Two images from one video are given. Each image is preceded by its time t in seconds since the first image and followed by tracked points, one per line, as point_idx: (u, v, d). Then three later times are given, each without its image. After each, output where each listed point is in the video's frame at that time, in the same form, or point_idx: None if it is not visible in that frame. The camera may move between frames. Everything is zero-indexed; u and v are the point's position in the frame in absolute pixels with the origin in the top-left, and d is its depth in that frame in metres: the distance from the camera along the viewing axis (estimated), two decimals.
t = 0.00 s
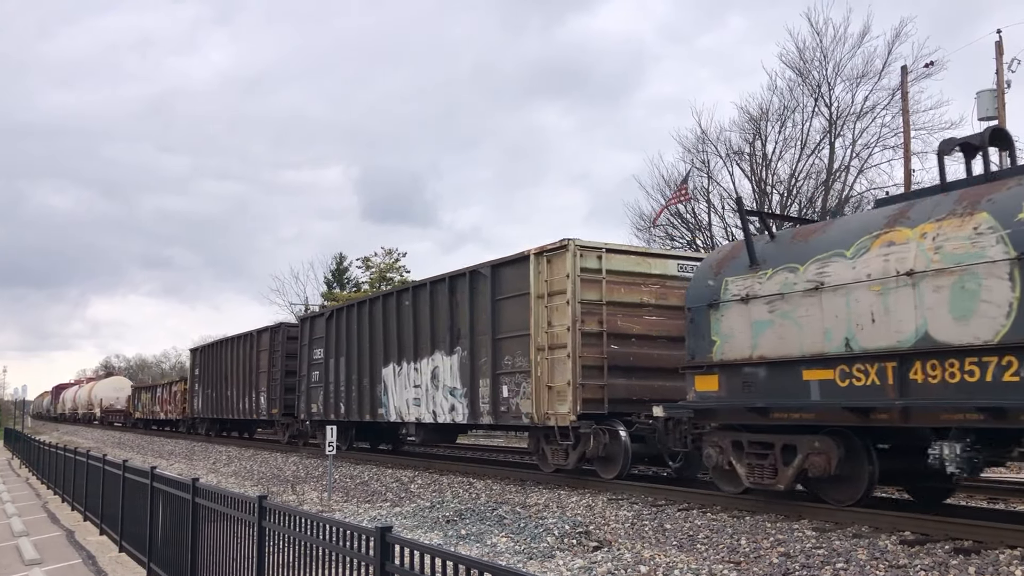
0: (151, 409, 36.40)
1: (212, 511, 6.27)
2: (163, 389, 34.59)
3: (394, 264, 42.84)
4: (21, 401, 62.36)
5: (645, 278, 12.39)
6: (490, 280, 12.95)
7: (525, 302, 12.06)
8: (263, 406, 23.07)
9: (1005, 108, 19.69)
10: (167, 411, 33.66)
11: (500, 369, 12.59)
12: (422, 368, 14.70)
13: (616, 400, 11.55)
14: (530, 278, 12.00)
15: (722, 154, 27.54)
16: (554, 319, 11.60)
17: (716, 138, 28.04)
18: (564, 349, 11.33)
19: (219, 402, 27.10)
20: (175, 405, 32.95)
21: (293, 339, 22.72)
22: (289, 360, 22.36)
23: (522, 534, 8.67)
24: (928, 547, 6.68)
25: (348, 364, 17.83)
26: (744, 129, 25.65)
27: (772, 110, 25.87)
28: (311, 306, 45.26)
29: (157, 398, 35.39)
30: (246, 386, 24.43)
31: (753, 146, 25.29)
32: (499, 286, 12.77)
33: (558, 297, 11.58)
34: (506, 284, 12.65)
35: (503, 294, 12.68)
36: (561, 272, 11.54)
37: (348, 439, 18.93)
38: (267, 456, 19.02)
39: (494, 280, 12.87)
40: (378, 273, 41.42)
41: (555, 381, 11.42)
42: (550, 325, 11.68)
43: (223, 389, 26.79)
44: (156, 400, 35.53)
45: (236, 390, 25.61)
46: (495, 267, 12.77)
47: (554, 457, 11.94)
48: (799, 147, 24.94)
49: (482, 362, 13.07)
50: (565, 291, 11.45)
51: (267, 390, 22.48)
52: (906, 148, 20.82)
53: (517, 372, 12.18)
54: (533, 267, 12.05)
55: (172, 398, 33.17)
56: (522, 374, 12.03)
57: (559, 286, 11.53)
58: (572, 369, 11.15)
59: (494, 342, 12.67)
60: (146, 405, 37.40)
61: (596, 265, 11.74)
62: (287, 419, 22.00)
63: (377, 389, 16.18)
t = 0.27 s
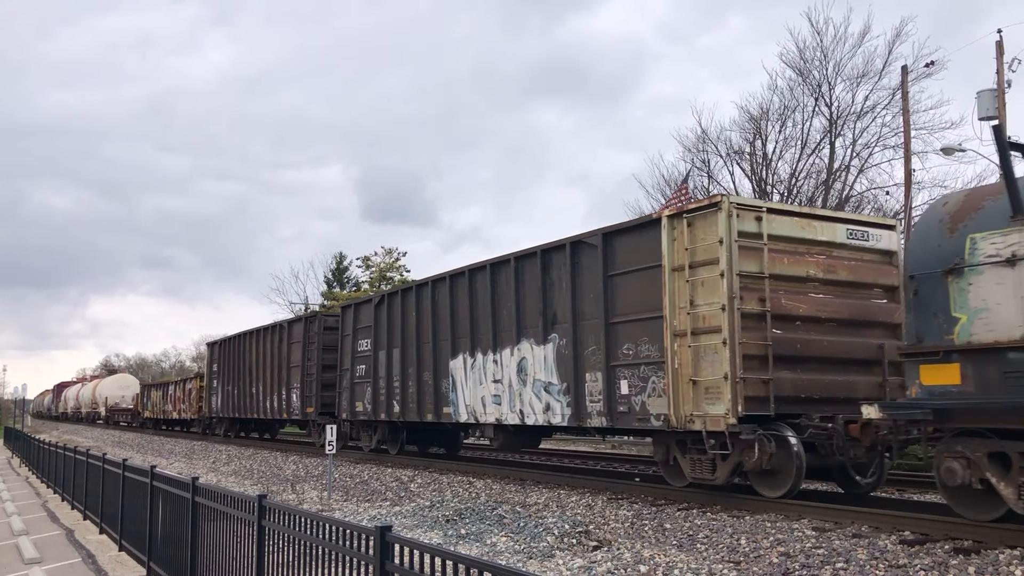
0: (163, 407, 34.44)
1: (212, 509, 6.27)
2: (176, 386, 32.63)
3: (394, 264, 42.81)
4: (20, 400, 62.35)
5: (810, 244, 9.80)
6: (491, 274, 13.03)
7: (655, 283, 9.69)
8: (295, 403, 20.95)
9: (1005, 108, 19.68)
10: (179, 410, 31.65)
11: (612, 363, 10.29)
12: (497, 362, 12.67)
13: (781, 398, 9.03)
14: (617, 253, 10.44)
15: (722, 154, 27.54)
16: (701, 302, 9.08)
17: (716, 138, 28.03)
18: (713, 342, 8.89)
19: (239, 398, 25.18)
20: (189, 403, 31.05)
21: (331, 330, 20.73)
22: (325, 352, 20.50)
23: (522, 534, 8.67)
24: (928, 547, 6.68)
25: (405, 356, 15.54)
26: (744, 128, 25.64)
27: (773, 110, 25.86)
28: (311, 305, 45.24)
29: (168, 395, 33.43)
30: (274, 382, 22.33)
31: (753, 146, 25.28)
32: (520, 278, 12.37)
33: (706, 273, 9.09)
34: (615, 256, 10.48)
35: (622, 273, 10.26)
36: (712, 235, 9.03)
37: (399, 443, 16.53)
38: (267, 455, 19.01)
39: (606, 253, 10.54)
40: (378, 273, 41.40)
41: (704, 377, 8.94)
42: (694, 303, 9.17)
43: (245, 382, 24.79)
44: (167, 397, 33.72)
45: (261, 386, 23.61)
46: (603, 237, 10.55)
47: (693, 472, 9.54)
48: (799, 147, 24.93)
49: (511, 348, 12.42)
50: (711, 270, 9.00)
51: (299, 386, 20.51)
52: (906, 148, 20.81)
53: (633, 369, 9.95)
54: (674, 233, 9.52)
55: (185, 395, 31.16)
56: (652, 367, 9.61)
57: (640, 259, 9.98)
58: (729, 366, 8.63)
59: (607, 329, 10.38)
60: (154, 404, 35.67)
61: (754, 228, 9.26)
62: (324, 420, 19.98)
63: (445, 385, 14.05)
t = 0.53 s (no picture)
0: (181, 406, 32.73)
1: (212, 508, 6.26)
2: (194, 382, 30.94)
3: (394, 262, 42.84)
4: (20, 397, 62.33)
5: None
6: (494, 275, 12.78)
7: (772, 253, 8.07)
8: (334, 401, 18.63)
9: (1005, 108, 19.69)
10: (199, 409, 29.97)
11: (694, 353, 8.90)
12: (586, 351, 10.53)
13: None
14: (644, 242, 9.77)
15: (722, 153, 27.53)
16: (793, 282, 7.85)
17: (716, 137, 28.02)
18: (849, 321, 7.27)
19: (266, 396, 23.24)
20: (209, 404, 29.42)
21: (379, 317, 18.31)
22: (373, 343, 18.02)
23: (521, 532, 8.66)
24: (927, 546, 6.67)
25: (481, 345, 13.06)
26: (744, 127, 25.62)
27: (773, 108, 25.84)
28: (311, 304, 45.20)
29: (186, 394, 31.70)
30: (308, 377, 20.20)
31: (754, 145, 25.26)
32: (522, 281, 12.11)
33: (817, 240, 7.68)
34: (650, 245, 9.72)
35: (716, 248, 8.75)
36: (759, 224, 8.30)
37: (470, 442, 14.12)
38: (266, 454, 19.00)
39: (732, 220, 8.57)
40: (378, 271, 41.43)
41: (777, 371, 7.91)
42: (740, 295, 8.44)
43: (271, 380, 22.96)
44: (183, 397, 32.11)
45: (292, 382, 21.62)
46: (638, 225, 9.76)
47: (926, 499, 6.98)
48: (799, 147, 24.92)
49: (512, 348, 12.32)
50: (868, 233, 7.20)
51: (342, 380, 18.12)
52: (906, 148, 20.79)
53: (744, 358, 8.33)
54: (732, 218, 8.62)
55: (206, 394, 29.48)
56: (741, 364, 8.31)
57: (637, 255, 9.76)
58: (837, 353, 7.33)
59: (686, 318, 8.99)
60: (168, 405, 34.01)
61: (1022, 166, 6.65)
62: (375, 417, 17.57)
63: (485, 383, 12.77)
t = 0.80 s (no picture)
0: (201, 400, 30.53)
1: (212, 505, 6.27)
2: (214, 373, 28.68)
3: (395, 260, 42.85)
4: (21, 394, 62.45)
5: None
6: (500, 273, 12.74)
7: (787, 248, 7.77)
8: (387, 397, 16.39)
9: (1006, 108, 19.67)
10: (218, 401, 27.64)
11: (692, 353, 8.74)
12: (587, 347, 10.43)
13: None
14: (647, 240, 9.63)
15: (723, 151, 27.50)
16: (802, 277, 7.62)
17: (717, 135, 28.00)
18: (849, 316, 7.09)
19: (300, 390, 20.83)
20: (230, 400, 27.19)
21: (440, 302, 15.89)
22: (434, 330, 15.63)
23: (520, 531, 8.66)
24: (926, 545, 6.67)
25: (587, 332, 10.58)
26: (745, 126, 25.59)
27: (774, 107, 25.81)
28: (311, 301, 45.18)
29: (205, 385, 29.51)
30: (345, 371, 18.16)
31: (754, 144, 25.24)
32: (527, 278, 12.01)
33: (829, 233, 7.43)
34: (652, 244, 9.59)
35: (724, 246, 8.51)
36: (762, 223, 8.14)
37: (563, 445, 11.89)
38: (267, 451, 19.01)
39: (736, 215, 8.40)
40: (379, 269, 41.44)
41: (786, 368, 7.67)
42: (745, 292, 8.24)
43: (300, 372, 20.88)
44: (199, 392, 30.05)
45: (332, 376, 19.33)
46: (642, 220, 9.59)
47: None
48: (801, 145, 24.89)
49: (512, 344, 12.20)
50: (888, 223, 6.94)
51: (395, 373, 15.88)
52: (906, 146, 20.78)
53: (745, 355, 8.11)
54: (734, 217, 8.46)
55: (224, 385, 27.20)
56: (739, 359, 8.14)
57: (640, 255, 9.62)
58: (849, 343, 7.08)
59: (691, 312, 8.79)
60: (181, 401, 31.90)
61: None
62: (439, 416, 15.16)
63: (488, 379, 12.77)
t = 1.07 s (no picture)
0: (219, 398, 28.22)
1: (212, 503, 6.27)
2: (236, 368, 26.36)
3: (395, 258, 42.83)
4: (21, 392, 62.47)
5: None
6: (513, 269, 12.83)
7: (796, 247, 7.83)
8: (455, 394, 14.10)
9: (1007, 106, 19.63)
10: (241, 397, 25.34)
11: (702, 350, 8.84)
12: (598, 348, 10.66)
13: None
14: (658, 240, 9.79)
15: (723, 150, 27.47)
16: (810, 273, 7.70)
17: (718, 134, 27.96)
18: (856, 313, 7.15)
19: (342, 384, 18.37)
20: (255, 397, 24.46)
21: (522, 281, 13.52)
22: (517, 315, 13.25)
23: (521, 528, 8.66)
24: (927, 544, 6.67)
25: (749, 308, 8.32)
26: (746, 124, 25.55)
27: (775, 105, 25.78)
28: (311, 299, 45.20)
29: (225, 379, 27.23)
30: (399, 362, 16.02)
31: (755, 142, 25.20)
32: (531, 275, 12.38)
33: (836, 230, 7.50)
34: (664, 243, 9.73)
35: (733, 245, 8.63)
36: (769, 221, 8.25)
37: (699, 453, 9.88)
38: (267, 449, 19.00)
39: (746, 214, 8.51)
40: (379, 267, 41.43)
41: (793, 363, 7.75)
42: (753, 289, 8.34)
43: (340, 364, 18.66)
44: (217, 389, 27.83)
45: (382, 370, 17.01)
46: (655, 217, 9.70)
47: None
48: (801, 144, 24.86)
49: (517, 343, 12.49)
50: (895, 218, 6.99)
51: (468, 365, 13.60)
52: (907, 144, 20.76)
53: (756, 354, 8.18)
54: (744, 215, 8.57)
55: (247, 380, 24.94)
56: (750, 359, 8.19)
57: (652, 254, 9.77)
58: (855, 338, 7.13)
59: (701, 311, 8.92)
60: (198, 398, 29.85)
61: None
62: (523, 415, 12.84)
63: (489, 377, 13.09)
